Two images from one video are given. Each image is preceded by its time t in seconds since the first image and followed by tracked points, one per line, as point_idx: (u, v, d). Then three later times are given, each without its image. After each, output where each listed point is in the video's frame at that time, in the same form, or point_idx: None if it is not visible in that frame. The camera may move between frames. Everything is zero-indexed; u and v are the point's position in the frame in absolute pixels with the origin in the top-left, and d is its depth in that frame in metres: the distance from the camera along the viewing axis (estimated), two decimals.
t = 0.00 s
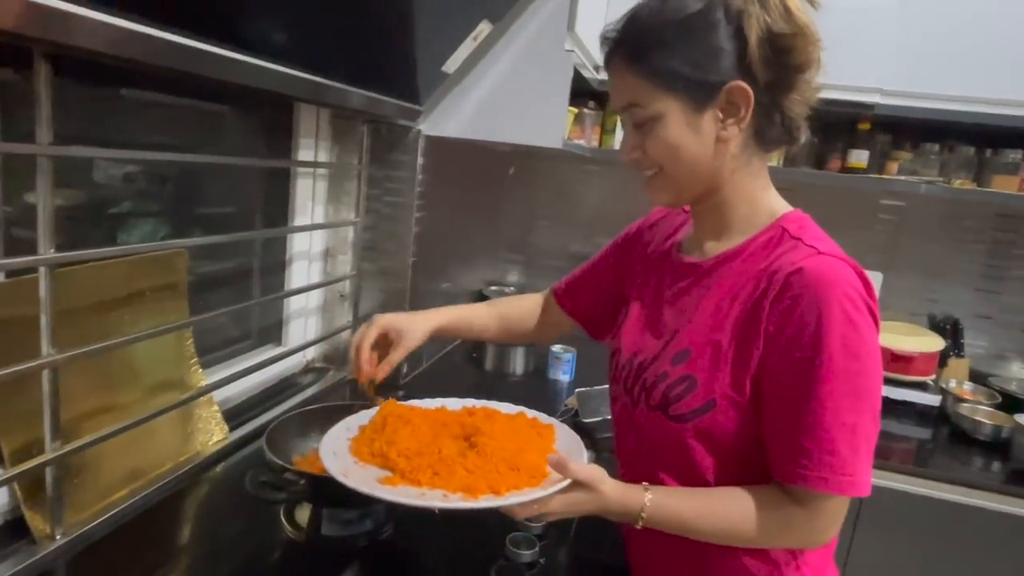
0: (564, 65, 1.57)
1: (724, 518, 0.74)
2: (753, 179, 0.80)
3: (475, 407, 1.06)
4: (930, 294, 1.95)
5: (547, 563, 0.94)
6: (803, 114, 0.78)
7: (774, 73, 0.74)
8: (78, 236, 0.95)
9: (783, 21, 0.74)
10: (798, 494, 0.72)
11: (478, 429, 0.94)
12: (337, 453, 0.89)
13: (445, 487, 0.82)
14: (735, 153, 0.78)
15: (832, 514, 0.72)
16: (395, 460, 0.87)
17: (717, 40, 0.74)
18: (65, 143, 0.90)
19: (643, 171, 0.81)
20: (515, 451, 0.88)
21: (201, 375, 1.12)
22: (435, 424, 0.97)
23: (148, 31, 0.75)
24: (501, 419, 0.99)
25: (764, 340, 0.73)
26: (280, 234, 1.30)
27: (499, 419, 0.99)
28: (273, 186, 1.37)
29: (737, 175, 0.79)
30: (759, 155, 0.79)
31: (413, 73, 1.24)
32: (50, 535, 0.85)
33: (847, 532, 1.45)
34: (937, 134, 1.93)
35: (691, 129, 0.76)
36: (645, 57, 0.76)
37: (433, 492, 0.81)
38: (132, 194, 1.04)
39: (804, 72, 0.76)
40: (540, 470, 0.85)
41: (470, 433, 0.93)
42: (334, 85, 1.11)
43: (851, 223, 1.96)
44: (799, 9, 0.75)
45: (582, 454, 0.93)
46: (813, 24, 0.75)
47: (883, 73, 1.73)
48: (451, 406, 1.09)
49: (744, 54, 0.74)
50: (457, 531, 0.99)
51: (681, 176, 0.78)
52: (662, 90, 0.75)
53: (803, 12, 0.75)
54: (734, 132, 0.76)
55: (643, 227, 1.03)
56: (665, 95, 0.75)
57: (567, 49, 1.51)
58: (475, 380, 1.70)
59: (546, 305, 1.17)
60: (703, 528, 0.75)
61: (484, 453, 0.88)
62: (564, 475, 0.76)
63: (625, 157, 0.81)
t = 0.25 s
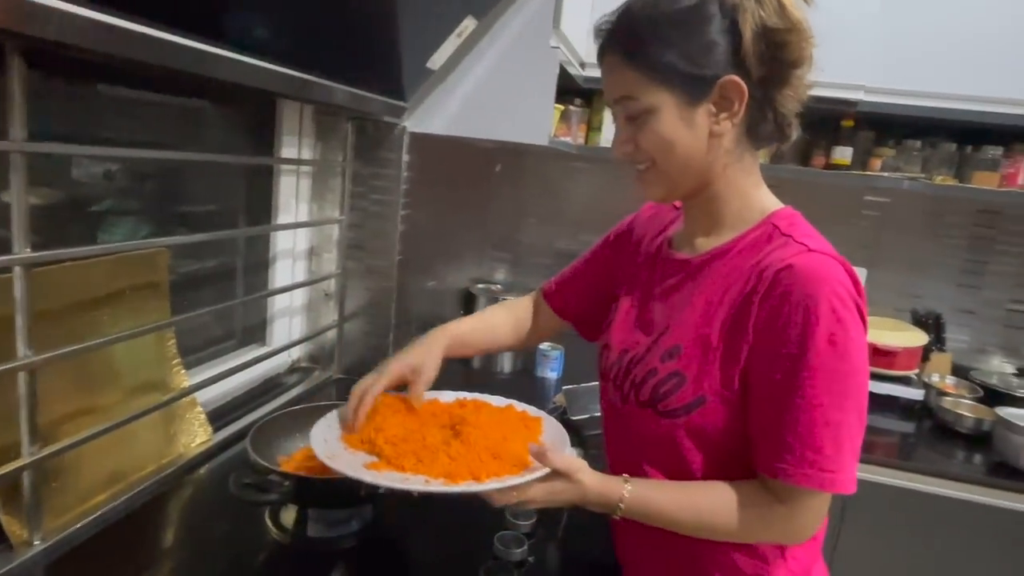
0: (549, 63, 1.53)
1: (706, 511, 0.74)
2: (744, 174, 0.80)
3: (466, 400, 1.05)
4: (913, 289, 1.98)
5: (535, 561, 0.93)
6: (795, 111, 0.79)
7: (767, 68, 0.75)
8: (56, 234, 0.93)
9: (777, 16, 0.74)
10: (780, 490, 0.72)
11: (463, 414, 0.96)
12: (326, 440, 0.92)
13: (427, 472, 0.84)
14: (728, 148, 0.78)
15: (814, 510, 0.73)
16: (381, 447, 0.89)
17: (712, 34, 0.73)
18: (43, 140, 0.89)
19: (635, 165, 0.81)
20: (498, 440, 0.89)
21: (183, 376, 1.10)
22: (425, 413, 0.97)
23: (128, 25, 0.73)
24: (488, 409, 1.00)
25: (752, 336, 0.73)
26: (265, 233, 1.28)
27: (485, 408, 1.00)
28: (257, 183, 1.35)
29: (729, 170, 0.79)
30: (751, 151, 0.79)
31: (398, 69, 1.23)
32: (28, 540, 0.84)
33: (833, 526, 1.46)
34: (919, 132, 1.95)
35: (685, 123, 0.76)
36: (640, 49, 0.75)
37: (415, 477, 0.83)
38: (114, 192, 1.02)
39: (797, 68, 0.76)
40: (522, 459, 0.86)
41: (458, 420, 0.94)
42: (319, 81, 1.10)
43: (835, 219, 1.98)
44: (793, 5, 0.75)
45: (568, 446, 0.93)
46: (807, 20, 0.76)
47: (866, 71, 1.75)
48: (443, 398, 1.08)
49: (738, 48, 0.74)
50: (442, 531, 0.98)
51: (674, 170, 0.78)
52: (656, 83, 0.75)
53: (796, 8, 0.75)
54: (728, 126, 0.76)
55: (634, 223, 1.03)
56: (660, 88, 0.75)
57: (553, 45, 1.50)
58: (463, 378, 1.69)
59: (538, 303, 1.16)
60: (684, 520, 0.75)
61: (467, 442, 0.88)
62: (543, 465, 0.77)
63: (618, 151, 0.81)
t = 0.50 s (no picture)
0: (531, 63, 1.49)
1: (688, 508, 0.75)
2: (727, 171, 0.81)
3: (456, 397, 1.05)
4: (891, 285, 2.00)
5: (521, 561, 0.93)
6: (778, 108, 0.79)
7: (750, 66, 0.75)
8: (30, 238, 0.91)
9: (759, 15, 0.74)
10: (763, 486, 0.73)
11: (453, 411, 0.95)
12: (317, 438, 0.91)
13: (411, 471, 0.84)
14: (711, 145, 0.78)
15: (797, 506, 0.73)
16: (369, 446, 0.89)
17: (695, 32, 0.74)
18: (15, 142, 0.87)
19: (619, 162, 0.81)
20: (486, 440, 0.88)
21: (161, 380, 1.09)
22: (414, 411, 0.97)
23: (103, 25, 0.72)
24: (478, 408, 0.99)
25: (736, 333, 0.73)
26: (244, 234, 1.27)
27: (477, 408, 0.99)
28: (236, 185, 1.34)
29: (712, 168, 0.80)
30: (733, 148, 0.80)
31: (378, 68, 1.22)
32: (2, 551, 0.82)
33: (816, 520, 1.48)
34: (895, 129, 1.98)
35: (668, 120, 0.76)
36: (624, 46, 0.75)
37: (400, 475, 0.83)
38: (91, 194, 1.01)
39: (781, 66, 0.77)
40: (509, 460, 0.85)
41: (449, 420, 0.94)
42: (299, 80, 1.08)
43: (814, 216, 2.00)
44: (775, 4, 0.76)
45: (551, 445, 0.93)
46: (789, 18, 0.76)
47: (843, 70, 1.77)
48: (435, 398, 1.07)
49: (721, 47, 0.74)
50: (427, 532, 0.98)
51: (658, 168, 0.78)
52: (640, 80, 0.75)
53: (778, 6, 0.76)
54: (710, 124, 0.76)
55: (618, 220, 1.03)
56: (644, 85, 0.75)
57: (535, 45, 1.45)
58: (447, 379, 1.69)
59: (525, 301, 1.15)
60: (667, 518, 0.75)
61: (454, 440, 0.88)
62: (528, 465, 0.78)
63: (601, 148, 0.81)
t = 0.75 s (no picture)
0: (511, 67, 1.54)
1: (667, 508, 0.75)
2: (706, 174, 0.81)
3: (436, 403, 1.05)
4: (874, 284, 2.03)
5: (507, 566, 0.93)
6: (756, 113, 0.80)
7: (730, 71, 0.76)
8: (8, 247, 0.90)
9: (739, 20, 0.75)
10: (738, 488, 0.73)
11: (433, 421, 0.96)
12: (295, 450, 0.91)
13: (391, 477, 0.84)
14: (689, 149, 0.79)
15: (773, 507, 0.74)
16: (346, 456, 0.88)
17: (676, 35, 0.74)
18: None
19: (600, 163, 0.81)
20: (463, 444, 0.89)
21: (143, 390, 1.07)
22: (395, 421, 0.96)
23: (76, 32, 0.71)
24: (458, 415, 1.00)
25: (713, 335, 0.74)
26: (226, 241, 1.26)
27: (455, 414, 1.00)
28: (217, 191, 1.33)
29: (690, 171, 0.80)
30: (711, 153, 0.80)
31: (360, 74, 1.22)
32: None
33: (802, 518, 1.49)
34: (875, 129, 2.00)
35: (647, 123, 0.76)
36: (606, 47, 0.76)
37: (379, 482, 0.83)
38: (71, 201, 1.00)
39: (761, 73, 0.77)
40: (486, 462, 0.86)
41: (427, 427, 0.94)
42: (280, 86, 1.08)
43: (797, 216, 2.02)
44: (757, 10, 0.76)
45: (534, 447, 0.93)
46: (770, 26, 0.77)
47: (825, 72, 1.78)
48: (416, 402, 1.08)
49: (701, 51, 0.75)
50: (412, 538, 0.98)
51: (637, 169, 0.79)
52: (620, 82, 0.75)
53: (760, 11, 0.76)
54: (689, 127, 0.77)
55: (600, 222, 1.03)
56: (624, 87, 0.75)
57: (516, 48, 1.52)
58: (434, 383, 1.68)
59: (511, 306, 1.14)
60: (646, 520, 0.76)
61: (432, 446, 0.89)
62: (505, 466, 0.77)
63: (583, 148, 0.81)
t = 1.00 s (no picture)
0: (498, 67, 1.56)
1: (659, 509, 0.75)
2: (690, 175, 0.82)
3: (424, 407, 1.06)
4: (861, 281, 2.04)
5: (499, 566, 0.93)
6: (739, 114, 0.80)
7: (709, 73, 0.76)
8: None
9: (718, 22, 0.75)
10: (727, 487, 0.74)
11: (421, 426, 0.96)
12: (284, 453, 0.91)
13: (382, 484, 0.84)
14: (671, 151, 0.79)
15: (764, 504, 0.74)
16: (336, 462, 0.88)
17: (654, 39, 0.75)
18: None
19: (585, 166, 0.82)
20: (455, 449, 0.90)
21: (132, 396, 1.07)
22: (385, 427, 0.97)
23: (58, 37, 0.71)
24: (447, 420, 1.00)
25: (702, 334, 0.74)
26: (214, 245, 1.25)
27: (446, 420, 1.00)
28: (205, 196, 1.32)
29: (673, 173, 0.81)
30: (694, 154, 0.81)
31: (346, 76, 1.22)
32: None
33: (792, 514, 1.50)
34: (861, 128, 2.02)
35: (627, 127, 0.77)
36: (585, 53, 0.77)
37: (369, 489, 0.83)
38: (57, 206, 0.99)
39: (740, 72, 0.78)
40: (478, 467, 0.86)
41: (417, 433, 0.94)
42: (267, 90, 1.08)
43: (784, 214, 2.04)
44: (736, 10, 0.76)
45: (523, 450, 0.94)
46: (749, 26, 0.77)
47: (809, 71, 1.80)
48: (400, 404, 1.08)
49: (679, 53, 0.75)
50: (403, 541, 0.97)
51: (620, 172, 0.80)
52: (600, 87, 0.76)
53: (739, 12, 0.77)
54: (669, 130, 0.77)
55: (587, 223, 1.03)
56: (603, 93, 0.76)
57: (504, 49, 1.55)
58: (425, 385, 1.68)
59: (499, 310, 1.15)
60: (639, 522, 0.76)
61: (425, 452, 0.89)
62: (495, 472, 0.77)
63: (567, 152, 0.82)
